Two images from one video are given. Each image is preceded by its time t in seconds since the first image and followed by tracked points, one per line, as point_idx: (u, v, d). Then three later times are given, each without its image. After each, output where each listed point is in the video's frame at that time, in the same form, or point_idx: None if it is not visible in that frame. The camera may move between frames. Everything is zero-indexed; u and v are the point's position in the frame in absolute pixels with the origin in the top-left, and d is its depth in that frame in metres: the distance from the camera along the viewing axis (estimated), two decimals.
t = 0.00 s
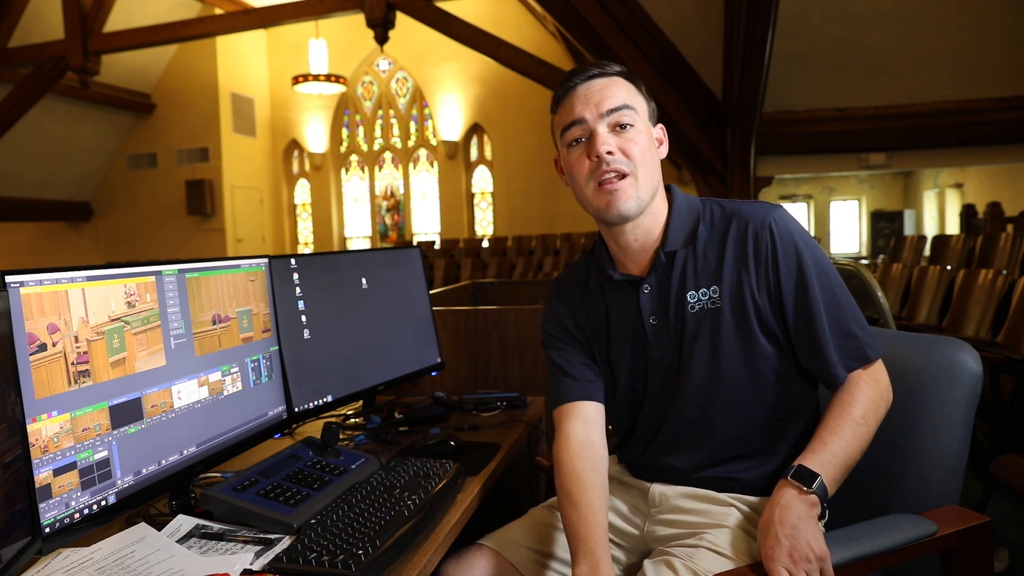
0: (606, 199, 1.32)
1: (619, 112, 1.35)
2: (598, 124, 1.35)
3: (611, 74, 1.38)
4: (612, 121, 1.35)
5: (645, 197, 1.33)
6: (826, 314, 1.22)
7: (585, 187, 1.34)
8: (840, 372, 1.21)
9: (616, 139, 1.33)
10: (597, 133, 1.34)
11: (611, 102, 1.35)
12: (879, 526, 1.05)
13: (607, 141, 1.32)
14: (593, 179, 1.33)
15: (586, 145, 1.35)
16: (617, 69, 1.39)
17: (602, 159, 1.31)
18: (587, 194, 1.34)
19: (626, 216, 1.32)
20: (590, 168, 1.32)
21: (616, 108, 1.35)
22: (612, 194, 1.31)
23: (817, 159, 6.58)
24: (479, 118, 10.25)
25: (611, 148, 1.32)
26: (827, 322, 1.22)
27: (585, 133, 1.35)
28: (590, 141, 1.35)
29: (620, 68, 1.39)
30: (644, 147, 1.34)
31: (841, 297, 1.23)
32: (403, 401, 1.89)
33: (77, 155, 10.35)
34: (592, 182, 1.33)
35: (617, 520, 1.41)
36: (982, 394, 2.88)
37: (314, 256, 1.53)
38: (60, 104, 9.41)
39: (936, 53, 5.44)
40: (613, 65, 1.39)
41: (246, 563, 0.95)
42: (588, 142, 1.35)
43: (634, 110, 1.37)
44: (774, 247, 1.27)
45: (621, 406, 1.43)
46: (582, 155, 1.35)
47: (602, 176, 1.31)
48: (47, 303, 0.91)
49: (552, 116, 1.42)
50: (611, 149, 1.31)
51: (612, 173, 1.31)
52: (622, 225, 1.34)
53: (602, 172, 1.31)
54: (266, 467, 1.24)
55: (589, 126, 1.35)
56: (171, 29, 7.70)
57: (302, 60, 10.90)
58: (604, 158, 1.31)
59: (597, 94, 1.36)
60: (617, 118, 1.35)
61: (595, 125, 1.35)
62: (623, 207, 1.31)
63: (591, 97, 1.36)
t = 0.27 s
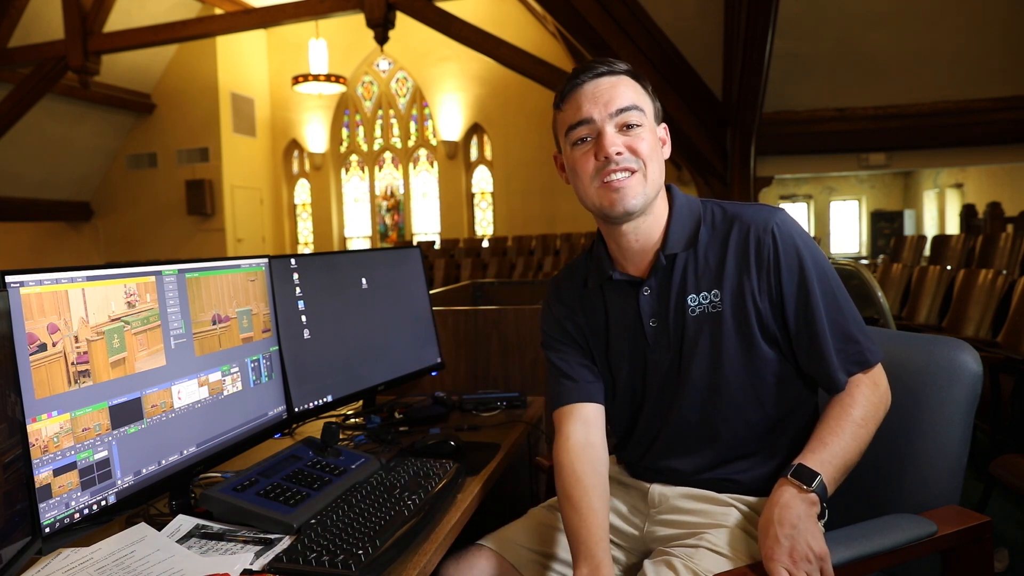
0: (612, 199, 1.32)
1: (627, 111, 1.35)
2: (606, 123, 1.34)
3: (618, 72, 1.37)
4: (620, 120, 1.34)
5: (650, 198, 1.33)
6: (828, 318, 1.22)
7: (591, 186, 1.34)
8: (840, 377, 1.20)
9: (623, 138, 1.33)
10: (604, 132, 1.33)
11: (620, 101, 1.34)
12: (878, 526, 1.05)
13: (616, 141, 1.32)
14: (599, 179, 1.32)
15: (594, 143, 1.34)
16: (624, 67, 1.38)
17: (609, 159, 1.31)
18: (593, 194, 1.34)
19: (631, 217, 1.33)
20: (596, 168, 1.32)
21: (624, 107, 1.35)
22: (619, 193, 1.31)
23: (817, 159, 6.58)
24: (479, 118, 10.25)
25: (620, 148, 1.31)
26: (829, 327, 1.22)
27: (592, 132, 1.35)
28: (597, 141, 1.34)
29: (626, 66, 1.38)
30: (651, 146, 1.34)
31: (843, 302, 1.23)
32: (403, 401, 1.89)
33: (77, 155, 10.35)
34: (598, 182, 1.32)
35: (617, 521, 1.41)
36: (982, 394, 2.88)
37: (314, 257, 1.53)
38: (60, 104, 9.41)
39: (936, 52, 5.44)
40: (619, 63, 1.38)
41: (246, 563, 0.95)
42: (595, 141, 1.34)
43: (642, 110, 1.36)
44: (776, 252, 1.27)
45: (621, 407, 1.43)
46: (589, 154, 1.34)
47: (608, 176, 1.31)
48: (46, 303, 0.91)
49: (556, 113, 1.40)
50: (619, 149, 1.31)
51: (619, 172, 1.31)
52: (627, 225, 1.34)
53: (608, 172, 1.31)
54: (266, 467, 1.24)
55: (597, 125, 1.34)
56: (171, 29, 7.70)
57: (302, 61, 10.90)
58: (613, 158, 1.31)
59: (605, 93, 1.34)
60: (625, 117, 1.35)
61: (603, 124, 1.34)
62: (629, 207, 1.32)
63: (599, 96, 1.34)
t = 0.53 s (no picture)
0: (611, 191, 1.31)
1: (611, 108, 1.36)
2: (593, 121, 1.35)
3: (596, 74, 1.40)
4: (605, 116, 1.36)
5: (649, 185, 1.32)
6: (827, 319, 1.22)
7: (588, 184, 1.33)
8: (841, 379, 1.20)
9: (612, 132, 1.34)
10: (592, 130, 1.34)
11: (602, 99, 1.36)
12: (878, 527, 1.04)
13: (605, 136, 1.33)
14: (596, 173, 1.32)
15: (584, 143, 1.35)
16: (600, 70, 1.41)
17: (603, 153, 1.31)
18: (591, 192, 1.33)
19: (633, 207, 1.31)
20: (592, 165, 1.32)
21: (608, 103, 1.36)
22: (617, 185, 1.30)
23: (817, 159, 6.58)
24: (479, 118, 10.25)
25: (611, 141, 1.32)
26: (828, 328, 1.21)
27: (580, 132, 1.35)
28: (587, 139, 1.35)
29: (603, 69, 1.41)
30: (641, 136, 1.35)
31: (841, 302, 1.23)
32: (403, 401, 1.89)
33: (77, 155, 10.35)
34: (595, 178, 1.32)
35: (617, 521, 1.41)
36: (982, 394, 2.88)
37: (314, 257, 1.53)
38: (60, 104, 9.41)
39: (936, 52, 5.44)
40: (595, 67, 1.42)
41: (246, 563, 0.95)
42: (585, 140, 1.35)
43: (625, 106, 1.38)
44: (774, 253, 1.26)
45: (621, 409, 1.43)
46: (582, 153, 1.34)
47: (605, 170, 1.31)
48: (46, 303, 0.91)
49: (542, 124, 1.42)
50: (610, 143, 1.32)
51: (614, 164, 1.30)
52: (628, 218, 1.33)
53: (604, 166, 1.31)
54: (266, 468, 1.24)
55: (584, 125, 1.35)
56: (171, 29, 7.70)
57: (302, 61, 10.90)
58: (606, 151, 1.31)
59: (587, 94, 1.37)
60: (611, 113, 1.36)
61: (590, 122, 1.35)
62: (630, 197, 1.30)
63: (582, 97, 1.36)
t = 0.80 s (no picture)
0: (600, 210, 1.31)
1: (590, 123, 1.34)
2: (573, 140, 1.34)
3: (570, 88, 1.37)
4: (586, 133, 1.34)
5: (637, 199, 1.32)
6: (824, 318, 1.22)
7: (575, 204, 1.33)
8: (839, 378, 1.21)
9: (594, 150, 1.32)
10: (573, 150, 1.33)
11: (581, 115, 1.34)
12: (878, 526, 1.05)
13: (587, 155, 1.32)
14: (583, 195, 1.32)
15: (566, 163, 1.34)
16: (574, 81, 1.39)
17: (587, 175, 1.31)
18: (579, 211, 1.34)
19: (623, 223, 1.32)
20: (577, 186, 1.32)
21: (588, 119, 1.34)
22: (606, 203, 1.30)
23: (817, 159, 6.58)
24: (479, 118, 10.25)
25: (593, 161, 1.31)
26: (823, 330, 1.22)
27: (562, 153, 1.34)
28: (569, 160, 1.33)
29: (577, 79, 1.39)
30: (625, 148, 1.34)
31: (837, 303, 1.23)
32: (403, 401, 1.90)
33: (77, 155, 10.35)
34: (582, 199, 1.32)
35: (617, 521, 1.41)
36: (982, 394, 2.88)
37: (314, 256, 1.53)
38: (61, 104, 9.41)
39: (936, 53, 5.44)
40: (568, 79, 1.39)
41: (246, 563, 0.95)
42: (567, 161, 1.34)
43: (605, 117, 1.36)
44: (771, 253, 1.26)
45: (622, 409, 1.43)
46: (566, 174, 1.34)
47: (591, 190, 1.31)
48: (47, 303, 0.91)
49: (524, 144, 1.41)
50: (593, 162, 1.31)
51: (600, 184, 1.30)
52: (620, 232, 1.33)
53: (590, 187, 1.30)
54: (266, 468, 1.24)
55: (564, 145, 1.34)
56: (171, 29, 7.70)
57: (302, 61, 10.90)
58: (590, 172, 1.30)
59: (564, 111, 1.35)
60: (591, 128, 1.34)
61: (570, 143, 1.34)
62: (619, 214, 1.31)
63: (559, 116, 1.35)
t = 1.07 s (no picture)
0: (598, 199, 1.32)
1: (614, 114, 1.35)
2: (593, 125, 1.34)
3: (604, 75, 1.38)
4: (607, 122, 1.35)
5: (639, 198, 1.33)
6: (822, 316, 1.22)
7: (577, 187, 1.34)
8: (838, 376, 1.21)
9: (610, 140, 1.33)
10: (590, 135, 1.34)
11: (607, 103, 1.35)
12: (878, 526, 1.04)
13: (601, 143, 1.32)
14: (587, 180, 1.32)
15: (580, 145, 1.35)
16: (610, 70, 1.39)
17: (596, 160, 1.31)
18: (579, 194, 1.34)
19: (618, 217, 1.32)
20: (583, 169, 1.33)
21: (612, 109, 1.35)
22: (605, 195, 1.31)
23: (817, 159, 6.58)
24: (479, 118, 10.25)
25: (606, 150, 1.32)
26: (821, 328, 1.22)
27: (578, 135, 1.35)
28: (584, 142, 1.34)
29: (612, 69, 1.39)
30: (639, 146, 1.34)
31: (836, 302, 1.23)
32: (403, 401, 1.90)
33: (77, 155, 10.35)
34: (585, 184, 1.33)
35: (616, 521, 1.41)
36: (982, 394, 2.88)
37: (314, 256, 1.53)
38: (61, 104, 9.41)
39: (936, 53, 5.44)
40: (605, 66, 1.39)
41: (246, 563, 0.95)
42: (582, 144, 1.34)
43: (630, 113, 1.36)
44: (768, 251, 1.26)
45: (620, 408, 1.43)
46: (576, 155, 1.34)
47: (595, 176, 1.31)
48: (47, 303, 0.91)
49: (544, 116, 1.41)
50: (606, 151, 1.32)
51: (606, 174, 1.31)
52: (616, 226, 1.34)
53: (596, 173, 1.31)
54: (266, 468, 1.24)
55: (583, 127, 1.35)
56: (171, 29, 7.70)
57: (302, 60, 10.90)
58: (600, 159, 1.31)
59: (591, 96, 1.35)
60: (613, 120, 1.35)
61: (589, 127, 1.34)
62: (616, 208, 1.31)
63: (586, 99, 1.35)
